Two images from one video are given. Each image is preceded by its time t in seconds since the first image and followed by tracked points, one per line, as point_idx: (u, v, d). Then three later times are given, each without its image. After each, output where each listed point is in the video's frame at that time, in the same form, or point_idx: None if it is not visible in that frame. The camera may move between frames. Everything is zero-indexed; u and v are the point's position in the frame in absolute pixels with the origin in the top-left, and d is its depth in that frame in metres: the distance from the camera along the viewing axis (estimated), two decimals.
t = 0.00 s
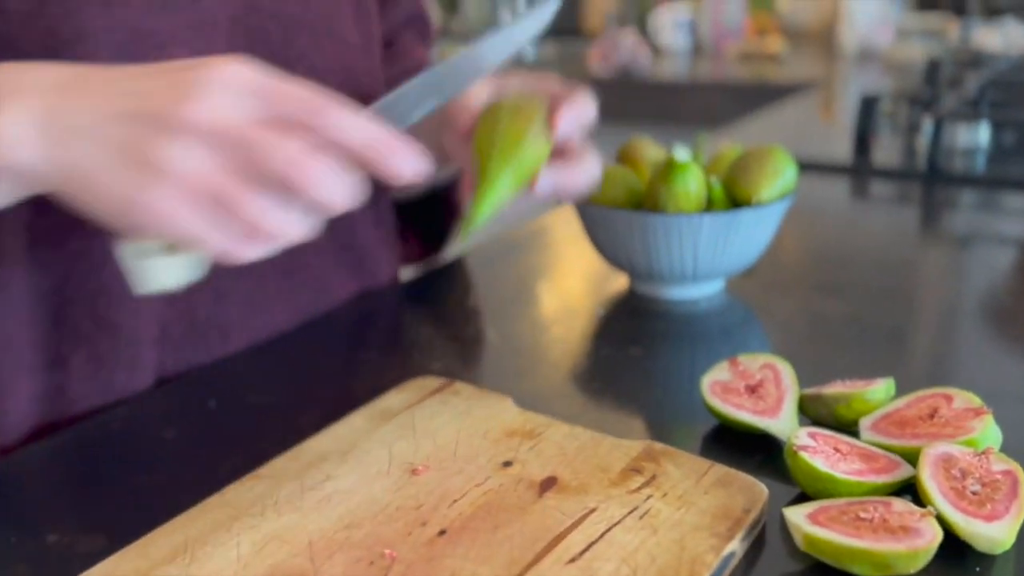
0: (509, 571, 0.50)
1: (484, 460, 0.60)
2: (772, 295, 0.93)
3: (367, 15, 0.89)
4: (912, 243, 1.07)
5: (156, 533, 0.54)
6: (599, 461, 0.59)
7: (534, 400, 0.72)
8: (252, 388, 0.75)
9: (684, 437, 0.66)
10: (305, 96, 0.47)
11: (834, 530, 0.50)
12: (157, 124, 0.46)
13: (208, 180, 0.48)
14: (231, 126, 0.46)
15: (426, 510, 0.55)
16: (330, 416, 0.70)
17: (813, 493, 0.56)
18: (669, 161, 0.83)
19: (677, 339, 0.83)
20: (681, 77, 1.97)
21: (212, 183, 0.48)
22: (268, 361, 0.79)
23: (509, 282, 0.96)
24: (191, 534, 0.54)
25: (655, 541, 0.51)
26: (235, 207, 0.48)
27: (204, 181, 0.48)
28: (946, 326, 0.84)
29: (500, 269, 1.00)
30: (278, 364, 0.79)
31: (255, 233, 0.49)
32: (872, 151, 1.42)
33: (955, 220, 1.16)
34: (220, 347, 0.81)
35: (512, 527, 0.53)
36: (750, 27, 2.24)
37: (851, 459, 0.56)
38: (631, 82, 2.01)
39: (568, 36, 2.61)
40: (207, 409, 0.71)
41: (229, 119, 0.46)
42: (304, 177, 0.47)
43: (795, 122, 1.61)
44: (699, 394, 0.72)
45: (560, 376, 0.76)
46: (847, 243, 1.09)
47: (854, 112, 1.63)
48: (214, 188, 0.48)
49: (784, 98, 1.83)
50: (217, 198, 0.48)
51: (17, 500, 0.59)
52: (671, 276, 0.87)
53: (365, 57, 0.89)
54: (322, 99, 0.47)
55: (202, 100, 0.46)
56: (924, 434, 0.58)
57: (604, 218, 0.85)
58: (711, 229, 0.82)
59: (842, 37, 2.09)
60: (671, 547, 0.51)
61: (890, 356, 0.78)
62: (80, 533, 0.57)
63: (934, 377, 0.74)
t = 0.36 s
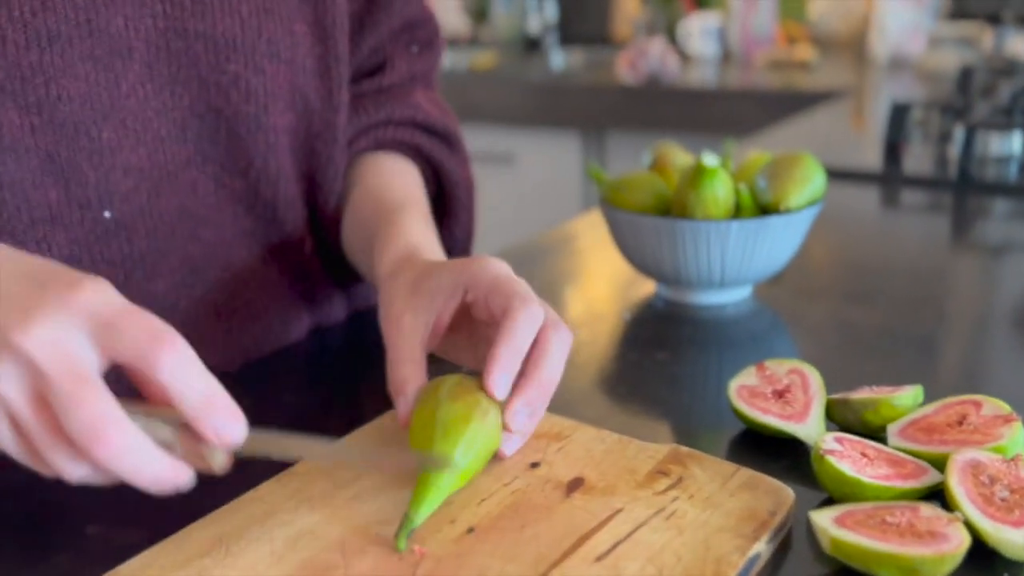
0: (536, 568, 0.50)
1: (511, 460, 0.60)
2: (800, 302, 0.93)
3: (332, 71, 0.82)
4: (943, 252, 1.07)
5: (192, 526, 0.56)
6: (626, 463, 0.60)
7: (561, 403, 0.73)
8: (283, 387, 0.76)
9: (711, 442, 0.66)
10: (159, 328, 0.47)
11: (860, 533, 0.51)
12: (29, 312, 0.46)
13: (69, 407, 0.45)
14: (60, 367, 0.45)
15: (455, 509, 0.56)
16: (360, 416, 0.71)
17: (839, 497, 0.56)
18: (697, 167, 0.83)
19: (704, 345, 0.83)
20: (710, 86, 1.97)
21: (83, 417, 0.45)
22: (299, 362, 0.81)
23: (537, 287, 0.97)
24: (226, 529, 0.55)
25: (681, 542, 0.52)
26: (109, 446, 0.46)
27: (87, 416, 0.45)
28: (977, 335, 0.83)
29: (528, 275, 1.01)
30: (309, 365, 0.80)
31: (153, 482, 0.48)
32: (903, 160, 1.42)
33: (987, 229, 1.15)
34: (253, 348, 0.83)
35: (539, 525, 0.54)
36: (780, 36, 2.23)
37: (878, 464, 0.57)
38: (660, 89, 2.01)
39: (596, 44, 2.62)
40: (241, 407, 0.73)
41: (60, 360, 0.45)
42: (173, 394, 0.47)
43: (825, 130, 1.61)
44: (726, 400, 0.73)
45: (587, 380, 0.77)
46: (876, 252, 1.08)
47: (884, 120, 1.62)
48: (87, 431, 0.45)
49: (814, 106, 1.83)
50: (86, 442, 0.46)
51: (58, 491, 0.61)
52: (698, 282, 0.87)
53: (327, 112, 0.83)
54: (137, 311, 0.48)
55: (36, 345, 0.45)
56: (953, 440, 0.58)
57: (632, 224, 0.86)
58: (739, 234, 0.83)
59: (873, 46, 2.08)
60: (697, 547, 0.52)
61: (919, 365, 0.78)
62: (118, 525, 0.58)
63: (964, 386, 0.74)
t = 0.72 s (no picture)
0: (550, 570, 0.51)
1: (527, 463, 0.61)
2: (819, 307, 0.93)
3: (336, 77, 0.83)
4: (965, 259, 1.06)
5: (210, 524, 0.56)
6: (641, 466, 0.60)
7: (577, 406, 0.73)
8: (301, 387, 0.77)
9: (727, 447, 0.66)
10: (214, 344, 0.48)
11: (876, 539, 0.50)
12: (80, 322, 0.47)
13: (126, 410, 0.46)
14: (121, 372, 0.46)
15: (470, 510, 0.56)
16: (376, 417, 0.72)
17: (856, 503, 0.56)
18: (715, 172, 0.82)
19: (721, 350, 0.83)
20: (730, 90, 1.97)
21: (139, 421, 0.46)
22: (317, 364, 0.81)
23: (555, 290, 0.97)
24: (244, 528, 0.56)
25: (695, 545, 0.52)
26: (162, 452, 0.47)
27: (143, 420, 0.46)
28: (997, 341, 0.82)
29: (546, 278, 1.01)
30: (327, 365, 0.81)
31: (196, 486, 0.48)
32: (925, 166, 1.40)
33: (1008, 235, 1.14)
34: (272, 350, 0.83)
35: (553, 528, 0.54)
36: (800, 40, 2.22)
37: (895, 470, 0.56)
38: (680, 93, 2.01)
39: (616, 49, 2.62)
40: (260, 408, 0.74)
41: (121, 366, 0.46)
42: (225, 406, 0.48)
43: (845, 135, 1.60)
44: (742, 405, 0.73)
45: (604, 384, 0.77)
46: (896, 257, 1.08)
47: (907, 125, 1.61)
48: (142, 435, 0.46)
49: (835, 111, 1.82)
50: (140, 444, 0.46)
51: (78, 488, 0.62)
52: (715, 287, 0.87)
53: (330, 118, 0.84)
54: (195, 325, 0.48)
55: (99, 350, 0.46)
56: (971, 447, 0.58)
57: (649, 229, 0.86)
58: (756, 239, 0.83)
59: (896, 50, 2.07)
60: (711, 551, 0.52)
61: (939, 371, 0.78)
62: (138, 523, 0.59)
63: (983, 392, 0.73)
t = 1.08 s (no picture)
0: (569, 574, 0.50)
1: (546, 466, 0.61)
2: (841, 311, 0.92)
3: (374, 79, 0.84)
4: (990, 264, 1.05)
5: (229, 524, 0.56)
6: (662, 470, 0.59)
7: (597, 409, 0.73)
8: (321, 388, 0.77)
9: (748, 452, 0.66)
10: (209, 367, 0.45)
11: (900, 547, 0.50)
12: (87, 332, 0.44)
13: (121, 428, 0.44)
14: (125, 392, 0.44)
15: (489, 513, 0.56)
16: (395, 418, 0.72)
17: (880, 509, 0.55)
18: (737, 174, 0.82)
19: (742, 353, 0.83)
20: (751, 92, 1.95)
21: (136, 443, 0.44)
22: (336, 365, 0.81)
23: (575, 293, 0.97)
24: (263, 528, 0.56)
25: (716, 551, 0.52)
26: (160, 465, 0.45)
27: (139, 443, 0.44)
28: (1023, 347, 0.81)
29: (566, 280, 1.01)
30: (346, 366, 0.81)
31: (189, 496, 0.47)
32: (948, 170, 1.39)
33: None
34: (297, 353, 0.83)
35: (573, 532, 0.54)
36: (822, 42, 2.21)
37: (920, 477, 0.56)
38: (699, 96, 1.99)
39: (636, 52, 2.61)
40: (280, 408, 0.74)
41: (118, 384, 0.44)
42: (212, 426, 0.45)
43: (867, 138, 1.59)
44: (764, 409, 0.72)
45: (624, 387, 0.77)
46: (919, 261, 1.06)
47: (930, 128, 1.59)
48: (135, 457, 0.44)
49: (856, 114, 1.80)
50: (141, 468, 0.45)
51: (75, 480, 0.61)
52: (737, 291, 0.87)
53: (363, 120, 0.85)
54: (186, 344, 0.45)
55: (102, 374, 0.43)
56: (997, 455, 0.57)
57: (670, 232, 0.86)
58: (778, 242, 0.82)
59: (919, 52, 2.04)
60: (732, 557, 0.51)
61: (963, 377, 0.77)
62: (159, 521, 0.59)
63: (1009, 398, 0.72)
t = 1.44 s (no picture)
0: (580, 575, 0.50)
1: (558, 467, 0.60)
2: (856, 312, 0.92)
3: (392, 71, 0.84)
4: (1006, 265, 1.04)
5: (240, 524, 0.56)
6: (675, 472, 0.59)
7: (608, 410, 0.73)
8: (333, 387, 0.77)
9: (761, 453, 0.65)
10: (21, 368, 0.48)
11: (914, 551, 0.49)
12: None
13: None
14: None
15: (501, 514, 0.56)
16: (407, 418, 0.72)
17: (895, 512, 0.55)
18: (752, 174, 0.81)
19: (755, 354, 0.82)
20: (764, 92, 1.95)
21: None
22: (348, 365, 0.82)
23: (587, 293, 0.97)
24: (275, 527, 0.56)
25: (729, 553, 0.51)
26: None
27: None
28: None
29: (578, 280, 1.01)
30: (358, 366, 0.81)
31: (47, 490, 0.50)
32: (964, 170, 1.38)
33: None
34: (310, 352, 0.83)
35: (584, 533, 0.54)
36: (836, 42, 2.20)
37: (935, 480, 0.55)
38: (713, 95, 1.99)
39: (649, 52, 2.60)
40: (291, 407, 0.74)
41: None
42: (18, 431, 0.47)
43: (881, 138, 1.58)
44: (777, 411, 0.72)
45: (636, 388, 0.76)
46: (934, 262, 1.06)
47: (945, 128, 1.58)
48: None
49: (871, 114, 1.79)
50: None
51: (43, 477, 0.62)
52: (749, 291, 0.86)
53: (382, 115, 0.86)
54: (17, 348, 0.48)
55: None
56: (1014, 458, 0.57)
57: (684, 231, 0.85)
58: (792, 242, 0.81)
59: (934, 52, 2.03)
60: (745, 560, 0.51)
61: (980, 379, 0.76)
62: (171, 519, 0.59)
63: None
